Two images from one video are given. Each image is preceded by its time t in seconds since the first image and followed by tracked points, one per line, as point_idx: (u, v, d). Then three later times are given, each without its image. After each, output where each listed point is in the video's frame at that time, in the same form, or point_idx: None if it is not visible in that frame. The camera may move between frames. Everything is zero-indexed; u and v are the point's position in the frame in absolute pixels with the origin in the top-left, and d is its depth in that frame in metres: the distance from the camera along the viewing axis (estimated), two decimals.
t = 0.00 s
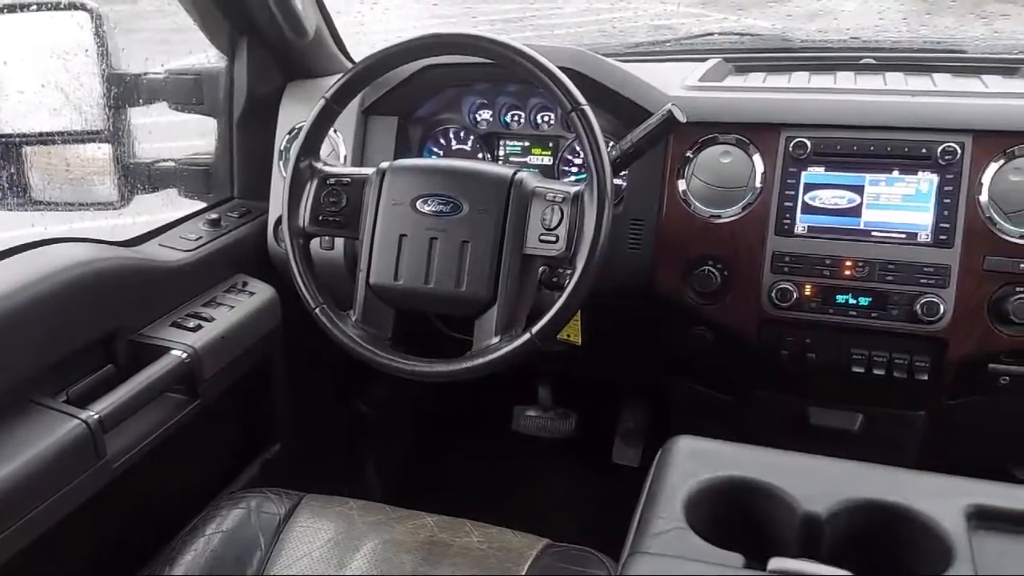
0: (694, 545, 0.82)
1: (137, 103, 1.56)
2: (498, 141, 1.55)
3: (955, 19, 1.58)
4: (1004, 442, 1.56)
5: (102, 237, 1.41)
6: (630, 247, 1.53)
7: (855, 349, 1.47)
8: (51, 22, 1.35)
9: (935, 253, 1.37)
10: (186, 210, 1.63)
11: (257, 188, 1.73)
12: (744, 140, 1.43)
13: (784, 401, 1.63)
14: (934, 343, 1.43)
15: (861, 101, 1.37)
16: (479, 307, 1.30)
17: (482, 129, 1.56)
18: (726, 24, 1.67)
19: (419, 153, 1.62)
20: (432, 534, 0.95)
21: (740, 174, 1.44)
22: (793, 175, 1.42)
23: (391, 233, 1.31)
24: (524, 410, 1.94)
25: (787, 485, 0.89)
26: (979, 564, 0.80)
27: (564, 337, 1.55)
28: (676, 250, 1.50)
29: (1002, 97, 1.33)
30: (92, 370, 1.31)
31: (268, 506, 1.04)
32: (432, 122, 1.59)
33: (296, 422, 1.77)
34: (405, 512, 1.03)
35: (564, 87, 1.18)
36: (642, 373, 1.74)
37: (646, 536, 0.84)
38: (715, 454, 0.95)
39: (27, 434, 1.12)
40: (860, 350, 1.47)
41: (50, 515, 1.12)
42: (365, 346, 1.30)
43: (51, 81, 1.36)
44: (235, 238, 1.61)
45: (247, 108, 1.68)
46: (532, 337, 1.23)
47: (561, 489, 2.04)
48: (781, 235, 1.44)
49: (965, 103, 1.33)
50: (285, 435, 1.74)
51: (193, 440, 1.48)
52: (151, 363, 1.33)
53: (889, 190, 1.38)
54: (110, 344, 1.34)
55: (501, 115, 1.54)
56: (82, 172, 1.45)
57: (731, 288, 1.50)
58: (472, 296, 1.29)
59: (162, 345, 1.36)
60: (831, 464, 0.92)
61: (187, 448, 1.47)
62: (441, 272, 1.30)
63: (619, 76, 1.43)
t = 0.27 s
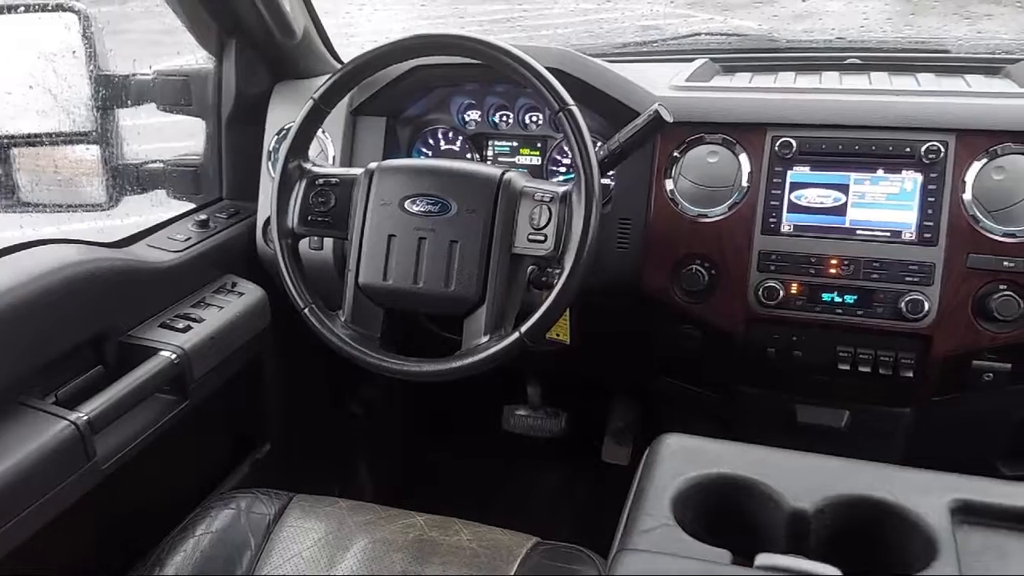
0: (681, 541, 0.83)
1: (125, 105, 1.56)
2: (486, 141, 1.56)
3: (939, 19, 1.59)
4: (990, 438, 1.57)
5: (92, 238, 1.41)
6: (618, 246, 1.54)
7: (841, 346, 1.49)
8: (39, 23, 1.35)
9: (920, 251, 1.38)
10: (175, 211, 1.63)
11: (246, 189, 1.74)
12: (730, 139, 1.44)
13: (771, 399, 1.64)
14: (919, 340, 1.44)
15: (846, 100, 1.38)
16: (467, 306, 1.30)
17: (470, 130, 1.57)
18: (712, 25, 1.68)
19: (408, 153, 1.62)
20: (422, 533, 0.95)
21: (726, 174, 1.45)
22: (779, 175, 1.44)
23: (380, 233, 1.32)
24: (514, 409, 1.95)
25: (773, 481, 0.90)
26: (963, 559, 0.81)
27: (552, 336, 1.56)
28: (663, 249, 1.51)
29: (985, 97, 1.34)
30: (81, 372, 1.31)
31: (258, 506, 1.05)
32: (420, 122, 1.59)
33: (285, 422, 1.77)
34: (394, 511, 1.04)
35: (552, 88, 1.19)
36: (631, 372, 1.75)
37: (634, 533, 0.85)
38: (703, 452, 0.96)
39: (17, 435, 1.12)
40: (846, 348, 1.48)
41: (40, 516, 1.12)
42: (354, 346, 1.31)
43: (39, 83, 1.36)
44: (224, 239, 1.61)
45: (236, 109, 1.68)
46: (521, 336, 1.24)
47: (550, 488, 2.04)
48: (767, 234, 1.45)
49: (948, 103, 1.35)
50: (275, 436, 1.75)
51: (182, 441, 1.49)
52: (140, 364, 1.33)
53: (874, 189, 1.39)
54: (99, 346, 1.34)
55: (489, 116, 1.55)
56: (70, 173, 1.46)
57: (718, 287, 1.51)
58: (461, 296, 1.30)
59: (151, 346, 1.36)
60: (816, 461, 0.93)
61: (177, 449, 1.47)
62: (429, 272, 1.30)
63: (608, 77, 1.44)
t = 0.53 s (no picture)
0: (669, 538, 0.84)
1: (113, 108, 1.56)
2: (474, 143, 1.56)
3: (923, 20, 1.60)
4: (974, 435, 1.59)
5: (81, 241, 1.42)
6: (605, 246, 1.55)
7: (827, 345, 1.50)
8: (27, 26, 1.35)
9: (904, 250, 1.40)
10: (163, 214, 1.64)
11: (235, 192, 1.74)
12: (716, 140, 1.45)
13: (759, 397, 1.66)
14: (904, 338, 1.45)
15: (830, 101, 1.40)
16: (456, 307, 1.31)
17: (458, 131, 1.57)
18: (698, 26, 1.69)
19: (396, 155, 1.63)
20: (412, 533, 0.96)
21: (712, 174, 1.46)
22: (764, 175, 1.45)
23: (368, 235, 1.32)
24: (504, 409, 1.94)
25: (760, 479, 0.91)
26: (946, 553, 0.82)
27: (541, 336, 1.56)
28: (650, 249, 1.52)
29: (968, 97, 1.36)
30: (69, 374, 1.31)
31: (248, 507, 1.05)
32: (408, 124, 1.60)
33: (275, 424, 1.77)
34: (384, 512, 1.04)
35: (539, 89, 1.20)
36: (619, 371, 1.76)
37: (622, 530, 0.86)
38: (690, 450, 0.97)
39: (5, 438, 1.12)
40: (832, 346, 1.50)
41: (29, 519, 1.12)
42: (343, 348, 1.31)
43: (26, 86, 1.37)
44: (212, 241, 1.62)
45: (224, 111, 1.69)
46: (509, 337, 1.24)
47: (540, 488, 2.05)
48: (753, 234, 1.46)
49: (931, 103, 1.36)
50: (264, 437, 1.75)
51: (172, 443, 1.49)
52: (129, 367, 1.33)
53: (858, 188, 1.41)
54: (88, 348, 1.34)
55: (477, 118, 1.55)
56: (58, 176, 1.46)
57: (705, 286, 1.52)
58: (450, 297, 1.30)
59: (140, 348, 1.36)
60: (802, 458, 0.94)
61: (167, 451, 1.48)
62: (418, 273, 1.31)
63: (594, 78, 1.44)
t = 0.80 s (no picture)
0: (655, 533, 0.85)
1: (97, 108, 1.56)
2: (460, 141, 1.57)
3: (905, 19, 1.61)
4: (958, 429, 1.60)
5: (65, 241, 1.40)
6: (591, 244, 1.55)
7: (811, 341, 1.51)
8: (10, 26, 1.35)
9: (887, 246, 1.41)
10: (149, 215, 1.63)
11: (221, 192, 1.74)
12: (700, 138, 1.46)
13: (745, 394, 1.67)
14: (887, 334, 1.46)
15: (813, 99, 1.41)
16: (442, 305, 1.31)
17: (444, 130, 1.57)
18: (683, 25, 1.70)
19: (382, 154, 1.63)
20: (400, 532, 0.96)
21: (697, 172, 1.47)
22: (749, 172, 1.46)
23: (354, 233, 1.32)
24: (491, 408, 1.98)
25: (745, 473, 0.92)
26: (929, 545, 0.83)
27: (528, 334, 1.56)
28: (636, 247, 1.53)
29: (948, 94, 1.37)
30: (55, 375, 1.31)
31: (235, 507, 1.06)
32: (394, 122, 1.60)
33: (262, 424, 1.77)
34: (371, 511, 1.05)
35: (524, 88, 1.20)
36: (606, 368, 1.77)
37: (609, 526, 0.87)
38: (676, 446, 0.97)
39: None
40: (816, 342, 1.51)
41: (15, 520, 1.12)
42: (330, 346, 1.31)
43: (9, 87, 1.37)
44: (198, 241, 1.61)
45: (209, 111, 1.68)
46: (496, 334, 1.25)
47: (528, 486, 2.05)
48: (738, 231, 1.47)
49: (913, 101, 1.37)
50: (251, 438, 1.75)
51: (159, 443, 1.48)
52: (115, 367, 1.33)
53: (841, 185, 1.42)
54: (73, 349, 1.34)
55: (463, 116, 1.56)
56: (43, 177, 1.45)
57: (691, 283, 1.53)
58: (436, 295, 1.31)
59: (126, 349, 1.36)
60: (787, 453, 0.95)
61: (153, 452, 1.47)
62: (404, 271, 1.31)
63: (578, 76, 1.45)
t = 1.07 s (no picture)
0: (639, 528, 0.85)
1: (79, 111, 1.56)
2: (444, 141, 1.57)
3: (883, 17, 1.63)
4: (940, 423, 1.62)
5: (49, 245, 1.40)
6: (575, 243, 1.56)
7: (794, 337, 1.52)
8: None
9: (867, 242, 1.42)
10: (132, 217, 1.63)
11: (204, 194, 1.73)
12: (682, 136, 1.47)
13: (728, 390, 1.68)
14: (868, 329, 1.47)
15: (792, 97, 1.42)
16: (427, 305, 1.32)
17: (427, 130, 1.58)
18: (664, 24, 1.70)
19: (365, 154, 1.63)
20: (386, 532, 0.97)
21: (679, 170, 1.48)
22: (730, 170, 1.47)
23: (337, 234, 1.33)
24: (478, 408, 1.99)
25: (728, 468, 0.93)
26: (910, 537, 0.84)
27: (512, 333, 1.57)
28: (619, 245, 1.54)
29: (926, 91, 1.39)
30: (38, 378, 1.30)
31: (221, 509, 1.06)
32: (377, 123, 1.60)
33: (248, 426, 1.77)
34: (357, 511, 1.05)
35: (507, 87, 1.21)
36: (591, 366, 1.78)
37: (594, 521, 0.87)
38: (660, 442, 0.98)
39: None
40: (798, 338, 1.52)
41: None
42: (314, 347, 1.32)
43: None
44: (182, 243, 1.61)
45: (191, 113, 1.68)
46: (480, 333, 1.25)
47: (515, 485, 2.06)
48: (720, 228, 1.48)
49: (891, 98, 1.39)
50: (237, 440, 1.75)
51: (143, 446, 1.48)
52: (99, 370, 1.33)
53: (821, 182, 1.43)
54: (56, 352, 1.33)
55: (446, 117, 1.56)
56: (26, 180, 1.46)
57: (674, 281, 1.54)
58: (420, 295, 1.31)
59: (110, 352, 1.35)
60: (769, 448, 0.96)
61: (138, 454, 1.47)
62: (388, 272, 1.32)
63: (560, 75, 1.46)
